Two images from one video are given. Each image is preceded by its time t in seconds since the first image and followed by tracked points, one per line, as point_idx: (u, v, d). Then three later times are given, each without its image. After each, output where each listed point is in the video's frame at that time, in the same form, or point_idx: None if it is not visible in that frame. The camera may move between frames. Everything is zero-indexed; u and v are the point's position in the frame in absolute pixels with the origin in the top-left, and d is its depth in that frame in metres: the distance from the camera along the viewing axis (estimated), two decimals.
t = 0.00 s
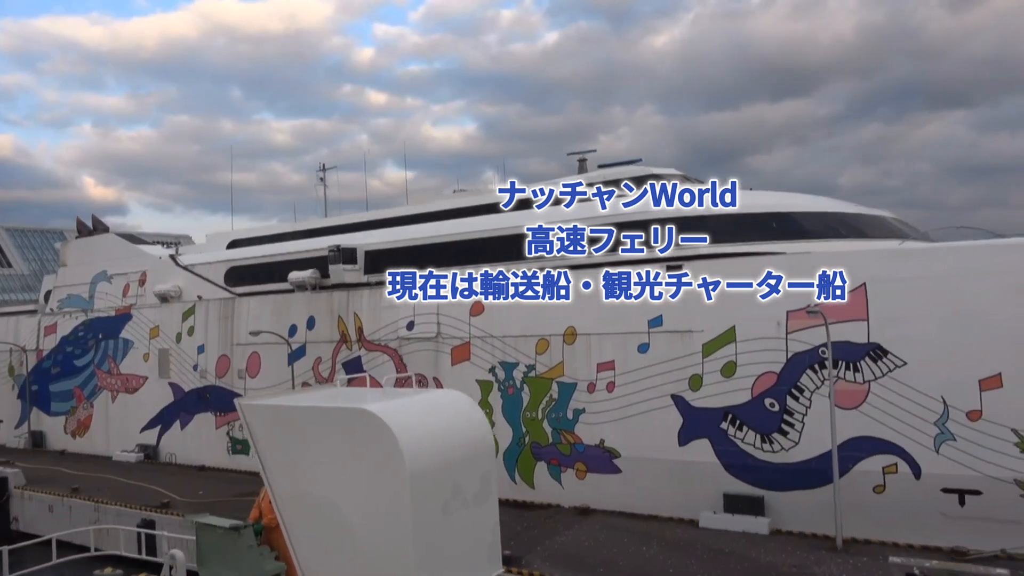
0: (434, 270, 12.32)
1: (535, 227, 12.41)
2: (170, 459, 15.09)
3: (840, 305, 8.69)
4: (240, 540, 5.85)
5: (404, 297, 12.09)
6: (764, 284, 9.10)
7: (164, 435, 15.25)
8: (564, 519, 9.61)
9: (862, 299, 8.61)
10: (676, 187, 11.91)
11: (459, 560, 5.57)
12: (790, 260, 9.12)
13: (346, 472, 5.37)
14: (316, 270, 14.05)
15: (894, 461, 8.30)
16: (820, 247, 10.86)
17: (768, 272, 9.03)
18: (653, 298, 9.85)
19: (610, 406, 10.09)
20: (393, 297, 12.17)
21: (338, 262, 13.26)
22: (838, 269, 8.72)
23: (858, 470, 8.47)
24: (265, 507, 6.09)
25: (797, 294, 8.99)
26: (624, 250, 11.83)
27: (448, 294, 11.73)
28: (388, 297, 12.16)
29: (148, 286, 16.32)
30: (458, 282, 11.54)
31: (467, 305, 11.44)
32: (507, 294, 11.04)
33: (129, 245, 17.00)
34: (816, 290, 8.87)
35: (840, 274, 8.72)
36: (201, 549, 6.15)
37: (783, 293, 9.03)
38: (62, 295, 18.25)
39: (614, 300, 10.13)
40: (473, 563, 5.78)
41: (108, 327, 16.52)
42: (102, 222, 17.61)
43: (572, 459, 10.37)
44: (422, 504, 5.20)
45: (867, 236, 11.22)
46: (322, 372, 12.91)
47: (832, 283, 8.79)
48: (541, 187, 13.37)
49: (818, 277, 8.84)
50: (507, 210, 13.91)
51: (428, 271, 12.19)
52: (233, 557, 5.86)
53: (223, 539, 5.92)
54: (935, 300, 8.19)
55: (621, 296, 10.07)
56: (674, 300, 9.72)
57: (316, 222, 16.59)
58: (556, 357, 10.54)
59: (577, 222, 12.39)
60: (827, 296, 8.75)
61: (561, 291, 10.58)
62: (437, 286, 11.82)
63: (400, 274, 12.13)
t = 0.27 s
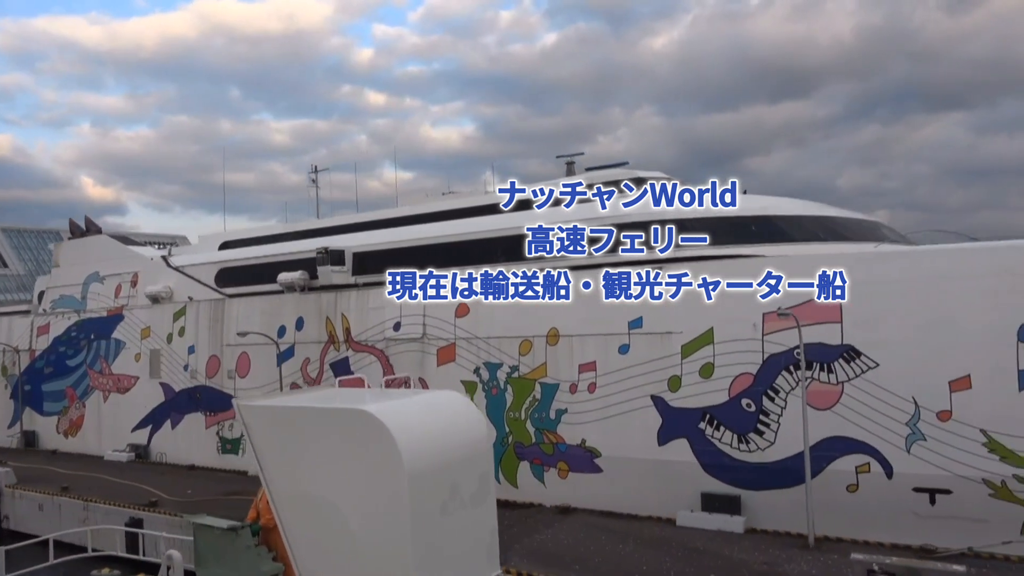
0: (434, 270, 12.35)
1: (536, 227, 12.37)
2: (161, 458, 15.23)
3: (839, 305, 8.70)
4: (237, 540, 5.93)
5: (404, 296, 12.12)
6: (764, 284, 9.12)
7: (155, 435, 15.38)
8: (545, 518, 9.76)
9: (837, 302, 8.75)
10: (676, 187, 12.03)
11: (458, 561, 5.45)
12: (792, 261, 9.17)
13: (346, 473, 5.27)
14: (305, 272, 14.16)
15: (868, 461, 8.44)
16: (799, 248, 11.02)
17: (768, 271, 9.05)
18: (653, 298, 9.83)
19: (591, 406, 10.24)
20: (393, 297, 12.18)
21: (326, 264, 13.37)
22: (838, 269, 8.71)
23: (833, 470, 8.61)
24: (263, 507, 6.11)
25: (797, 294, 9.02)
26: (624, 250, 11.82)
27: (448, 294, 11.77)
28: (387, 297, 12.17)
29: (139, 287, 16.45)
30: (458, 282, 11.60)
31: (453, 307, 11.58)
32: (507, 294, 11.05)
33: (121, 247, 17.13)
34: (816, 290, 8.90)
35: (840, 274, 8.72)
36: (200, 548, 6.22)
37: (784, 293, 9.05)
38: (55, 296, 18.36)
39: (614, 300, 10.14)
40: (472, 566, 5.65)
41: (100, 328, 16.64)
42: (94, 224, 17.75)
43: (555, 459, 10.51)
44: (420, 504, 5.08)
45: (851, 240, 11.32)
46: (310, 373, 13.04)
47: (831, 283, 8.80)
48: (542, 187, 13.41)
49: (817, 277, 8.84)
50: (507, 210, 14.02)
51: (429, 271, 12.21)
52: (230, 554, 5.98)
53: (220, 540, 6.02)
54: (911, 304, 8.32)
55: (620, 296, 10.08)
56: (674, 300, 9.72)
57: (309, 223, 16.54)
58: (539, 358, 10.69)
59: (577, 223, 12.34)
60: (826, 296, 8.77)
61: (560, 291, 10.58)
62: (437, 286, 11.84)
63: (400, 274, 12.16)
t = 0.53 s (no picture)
0: (434, 271, 12.36)
1: (536, 227, 12.38)
2: (152, 457, 15.37)
3: (840, 304, 8.69)
4: (236, 540, 5.36)
5: (404, 296, 12.15)
6: (764, 284, 9.16)
7: (146, 433, 15.52)
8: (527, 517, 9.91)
9: (812, 305, 8.90)
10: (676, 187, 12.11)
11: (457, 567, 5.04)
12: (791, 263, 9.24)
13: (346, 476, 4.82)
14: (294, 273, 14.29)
15: (841, 461, 8.58)
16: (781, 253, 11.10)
17: (768, 271, 9.10)
18: (653, 298, 9.83)
19: (573, 407, 10.39)
20: (393, 297, 12.22)
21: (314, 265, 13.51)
22: (838, 269, 8.77)
23: (807, 470, 8.75)
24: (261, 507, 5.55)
25: (796, 294, 9.06)
26: (624, 250, 11.81)
27: (448, 294, 11.71)
28: (388, 298, 12.20)
29: (133, 287, 16.60)
30: (458, 282, 11.52)
31: (439, 308, 11.74)
32: (507, 294, 11.05)
33: (115, 247, 17.29)
34: (815, 290, 8.89)
35: (840, 275, 8.76)
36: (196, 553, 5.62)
37: (783, 293, 9.09)
38: (50, 295, 18.51)
39: (614, 300, 10.15)
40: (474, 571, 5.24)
41: (94, 327, 16.79)
42: (89, 224, 17.91)
43: (538, 458, 10.66)
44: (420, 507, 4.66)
45: (836, 244, 11.43)
46: (300, 372, 13.19)
47: (831, 283, 8.81)
48: (541, 187, 13.34)
49: (817, 277, 8.87)
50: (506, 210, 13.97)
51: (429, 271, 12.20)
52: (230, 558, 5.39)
53: (217, 541, 5.45)
54: (887, 308, 8.47)
55: (621, 296, 10.08)
56: (674, 300, 9.72)
57: (300, 225, 16.60)
58: (523, 360, 10.84)
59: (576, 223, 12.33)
60: (827, 296, 8.76)
61: (561, 291, 10.57)
62: (437, 286, 11.79)
63: (400, 274, 12.18)
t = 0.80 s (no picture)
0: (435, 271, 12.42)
1: (535, 227, 12.30)
2: (143, 455, 15.50)
3: (840, 304, 8.71)
4: (232, 541, 5.64)
5: (404, 296, 12.17)
6: (764, 284, 9.20)
7: (137, 432, 15.65)
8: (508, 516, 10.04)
9: (788, 309, 9.05)
10: (676, 187, 12.31)
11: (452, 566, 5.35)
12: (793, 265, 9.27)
13: (344, 477, 5.12)
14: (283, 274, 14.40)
15: (815, 463, 8.72)
16: (760, 257, 11.20)
17: (768, 271, 9.13)
18: (653, 298, 9.86)
19: (555, 407, 10.53)
20: (393, 297, 12.24)
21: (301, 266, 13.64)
22: (838, 269, 8.77)
23: (782, 471, 8.88)
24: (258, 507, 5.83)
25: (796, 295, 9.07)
26: (624, 250, 11.55)
27: (448, 294, 11.71)
28: (388, 298, 12.23)
29: (125, 287, 16.72)
30: (458, 282, 11.53)
31: (425, 309, 11.87)
32: (507, 294, 11.07)
33: (108, 247, 17.41)
34: (815, 290, 8.91)
35: (840, 275, 8.77)
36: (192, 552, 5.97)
37: (783, 293, 9.14)
38: (43, 294, 18.62)
39: (614, 300, 10.17)
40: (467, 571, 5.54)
41: (86, 326, 16.92)
42: (82, 224, 18.03)
43: (520, 458, 10.81)
44: (417, 508, 4.97)
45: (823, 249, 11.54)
46: (288, 373, 13.33)
47: (832, 283, 8.82)
48: (542, 187, 13.52)
49: (818, 277, 8.87)
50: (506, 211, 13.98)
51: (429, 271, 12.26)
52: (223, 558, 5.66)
53: (216, 540, 5.73)
54: (862, 311, 8.62)
55: (620, 296, 10.10)
56: (674, 300, 9.74)
57: (294, 226, 16.70)
58: (506, 361, 10.98)
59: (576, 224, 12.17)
60: (827, 296, 8.79)
61: (560, 291, 10.59)
62: (437, 286, 11.83)
63: (400, 274, 12.25)
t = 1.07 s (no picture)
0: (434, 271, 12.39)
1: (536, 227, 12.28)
2: (133, 456, 15.60)
3: (840, 304, 8.74)
4: (229, 543, 5.61)
5: (404, 297, 12.15)
6: (764, 284, 9.18)
7: (127, 433, 15.76)
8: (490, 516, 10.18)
9: (763, 312, 9.21)
10: (676, 187, 12.55)
11: (449, 569, 5.29)
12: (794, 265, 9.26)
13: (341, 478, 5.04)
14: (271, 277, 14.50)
15: (789, 463, 8.88)
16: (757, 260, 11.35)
17: (769, 271, 9.11)
18: (653, 298, 9.89)
19: (537, 409, 10.67)
20: (393, 297, 12.23)
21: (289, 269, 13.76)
22: (838, 269, 8.76)
23: (757, 471, 9.03)
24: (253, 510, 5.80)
25: (796, 295, 9.06)
26: (624, 250, 11.55)
27: (448, 294, 11.66)
28: (388, 298, 12.20)
29: (116, 289, 16.82)
30: (458, 282, 11.45)
31: (410, 312, 12.01)
32: (507, 295, 11.03)
33: (100, 249, 17.52)
34: (816, 290, 8.91)
35: (840, 274, 8.76)
36: (190, 552, 5.93)
37: (783, 293, 9.12)
38: (35, 295, 18.73)
39: (614, 300, 10.16)
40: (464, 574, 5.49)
41: (78, 328, 17.03)
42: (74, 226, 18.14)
43: (503, 459, 10.95)
44: (414, 508, 4.92)
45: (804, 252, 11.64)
46: (276, 374, 13.45)
47: (832, 283, 8.82)
48: (542, 187, 13.72)
49: (818, 277, 8.88)
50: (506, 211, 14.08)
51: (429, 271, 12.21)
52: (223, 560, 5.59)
53: (211, 542, 5.69)
54: (838, 314, 8.76)
55: (621, 296, 10.10)
56: (674, 300, 9.79)
57: (286, 228, 16.79)
58: (489, 363, 11.13)
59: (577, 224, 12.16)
60: (827, 296, 8.80)
61: (560, 291, 10.60)
62: (437, 286, 11.76)
63: (400, 274, 12.20)
